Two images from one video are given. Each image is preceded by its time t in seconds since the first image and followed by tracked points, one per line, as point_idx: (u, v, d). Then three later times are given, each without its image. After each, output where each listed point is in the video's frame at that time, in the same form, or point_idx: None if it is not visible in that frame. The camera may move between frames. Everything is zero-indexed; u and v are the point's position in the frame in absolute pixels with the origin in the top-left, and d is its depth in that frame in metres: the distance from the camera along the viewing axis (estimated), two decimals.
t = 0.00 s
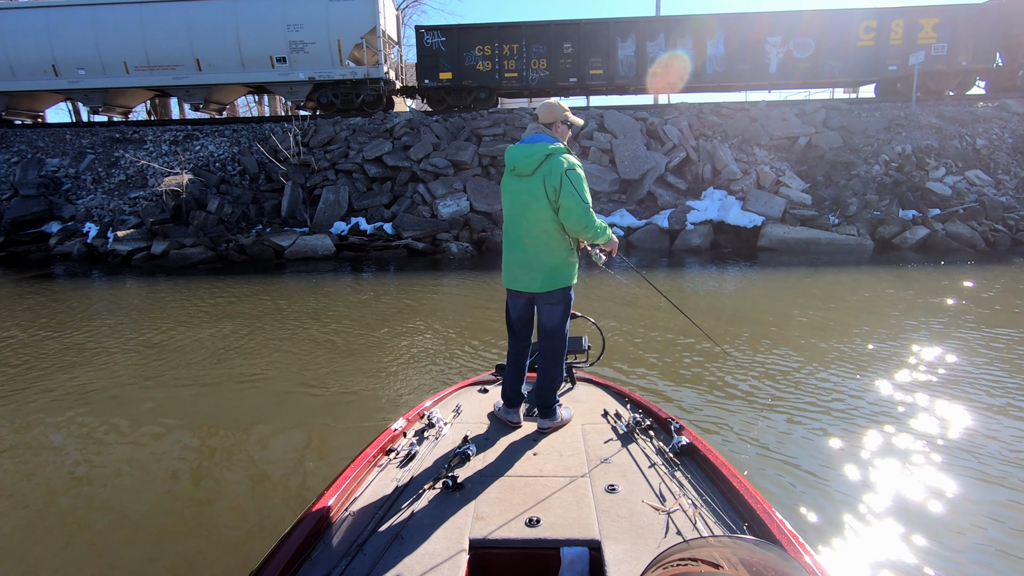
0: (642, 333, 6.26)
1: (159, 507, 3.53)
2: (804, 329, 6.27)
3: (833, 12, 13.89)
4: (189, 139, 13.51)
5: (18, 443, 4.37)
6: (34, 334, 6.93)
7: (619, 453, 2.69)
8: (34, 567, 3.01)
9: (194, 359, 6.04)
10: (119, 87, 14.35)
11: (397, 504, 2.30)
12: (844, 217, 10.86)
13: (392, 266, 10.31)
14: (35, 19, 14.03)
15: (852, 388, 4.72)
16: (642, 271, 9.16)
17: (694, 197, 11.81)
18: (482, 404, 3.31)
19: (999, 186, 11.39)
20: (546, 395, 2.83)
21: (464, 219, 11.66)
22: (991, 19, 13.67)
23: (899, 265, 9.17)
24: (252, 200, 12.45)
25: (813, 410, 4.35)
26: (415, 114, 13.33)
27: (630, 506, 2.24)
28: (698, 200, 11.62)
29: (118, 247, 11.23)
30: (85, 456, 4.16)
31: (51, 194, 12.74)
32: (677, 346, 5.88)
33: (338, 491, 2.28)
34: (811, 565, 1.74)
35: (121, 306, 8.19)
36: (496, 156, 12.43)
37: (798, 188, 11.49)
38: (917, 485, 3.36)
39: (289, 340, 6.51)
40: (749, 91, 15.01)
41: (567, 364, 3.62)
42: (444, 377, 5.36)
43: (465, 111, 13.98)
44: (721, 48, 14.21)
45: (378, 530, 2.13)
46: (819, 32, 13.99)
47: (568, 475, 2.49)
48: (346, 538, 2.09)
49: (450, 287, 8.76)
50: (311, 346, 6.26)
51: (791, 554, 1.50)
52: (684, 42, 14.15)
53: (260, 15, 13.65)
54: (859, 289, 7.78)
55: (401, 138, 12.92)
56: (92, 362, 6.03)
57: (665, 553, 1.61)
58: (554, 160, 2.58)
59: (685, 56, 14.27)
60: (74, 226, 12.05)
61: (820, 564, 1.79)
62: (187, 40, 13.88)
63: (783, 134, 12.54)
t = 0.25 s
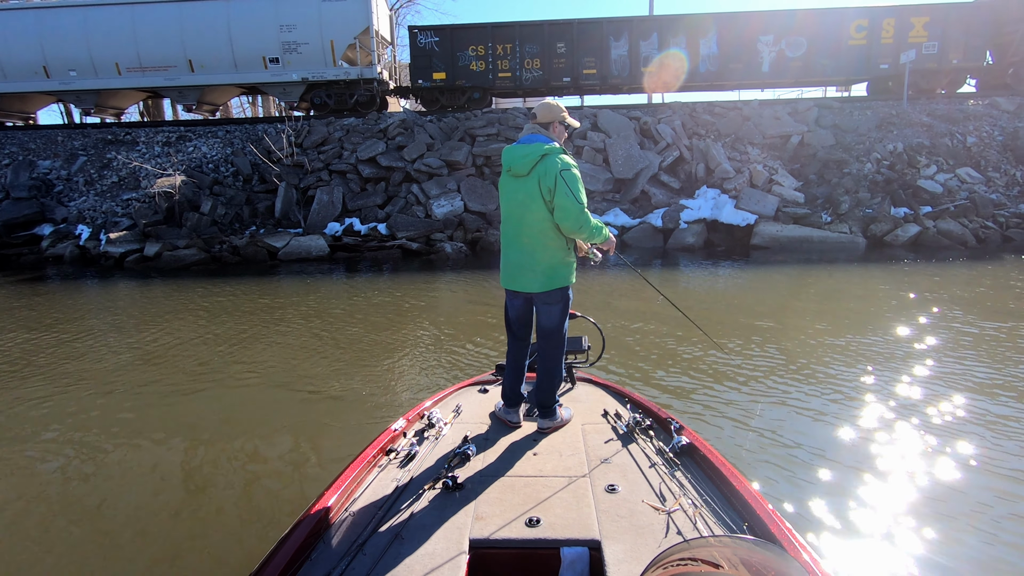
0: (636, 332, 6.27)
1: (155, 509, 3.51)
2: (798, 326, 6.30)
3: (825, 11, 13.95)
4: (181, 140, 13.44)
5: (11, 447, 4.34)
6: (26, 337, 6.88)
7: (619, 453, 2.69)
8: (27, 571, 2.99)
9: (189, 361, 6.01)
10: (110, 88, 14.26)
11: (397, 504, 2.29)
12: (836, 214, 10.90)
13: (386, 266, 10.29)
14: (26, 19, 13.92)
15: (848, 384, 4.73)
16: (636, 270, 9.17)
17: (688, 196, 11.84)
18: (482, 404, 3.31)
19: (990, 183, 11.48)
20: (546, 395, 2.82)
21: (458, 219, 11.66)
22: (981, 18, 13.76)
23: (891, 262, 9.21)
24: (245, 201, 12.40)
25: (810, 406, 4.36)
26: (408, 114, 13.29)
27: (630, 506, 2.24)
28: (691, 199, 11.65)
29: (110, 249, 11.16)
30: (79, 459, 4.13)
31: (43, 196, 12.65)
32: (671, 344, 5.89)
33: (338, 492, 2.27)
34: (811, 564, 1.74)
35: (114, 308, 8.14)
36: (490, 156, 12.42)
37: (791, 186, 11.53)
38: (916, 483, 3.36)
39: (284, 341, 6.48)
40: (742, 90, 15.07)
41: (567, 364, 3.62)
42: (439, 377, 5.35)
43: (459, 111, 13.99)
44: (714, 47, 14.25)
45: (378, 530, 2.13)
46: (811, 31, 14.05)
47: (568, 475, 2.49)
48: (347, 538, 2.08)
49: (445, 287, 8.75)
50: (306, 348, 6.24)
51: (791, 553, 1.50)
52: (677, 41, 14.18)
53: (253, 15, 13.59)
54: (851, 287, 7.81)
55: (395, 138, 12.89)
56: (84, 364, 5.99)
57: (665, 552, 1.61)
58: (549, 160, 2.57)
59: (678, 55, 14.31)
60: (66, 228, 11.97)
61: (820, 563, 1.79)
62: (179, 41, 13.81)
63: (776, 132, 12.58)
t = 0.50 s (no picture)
0: (628, 332, 6.26)
1: (151, 510, 3.49)
2: (790, 325, 6.30)
3: (818, 13, 13.99)
4: (175, 140, 13.40)
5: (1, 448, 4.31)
6: (17, 338, 6.84)
7: (619, 453, 2.69)
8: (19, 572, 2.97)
9: (183, 361, 5.99)
10: (104, 87, 14.21)
11: (397, 504, 2.29)
12: (829, 215, 10.93)
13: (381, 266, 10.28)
14: (18, 18, 13.86)
15: (843, 383, 4.74)
16: (630, 270, 9.18)
17: (682, 196, 11.85)
18: (482, 405, 3.31)
19: (980, 184, 11.54)
20: (546, 395, 2.82)
21: (453, 219, 11.65)
22: (972, 20, 13.82)
23: (883, 262, 9.25)
24: (239, 200, 12.37)
25: (804, 405, 4.37)
26: (403, 114, 13.28)
27: (631, 506, 2.24)
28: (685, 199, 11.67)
29: (103, 249, 11.11)
30: (70, 460, 4.11)
31: (35, 196, 12.57)
32: (663, 343, 5.89)
33: (338, 493, 2.26)
34: (810, 565, 1.74)
35: (106, 308, 8.09)
36: (485, 156, 12.43)
37: (784, 187, 11.56)
38: (913, 481, 3.37)
39: (280, 341, 6.47)
40: (736, 90, 15.10)
41: (567, 364, 3.62)
42: (432, 377, 5.34)
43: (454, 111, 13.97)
44: (707, 48, 14.28)
45: (377, 531, 2.12)
46: (804, 32, 14.09)
47: (568, 475, 2.49)
48: (347, 539, 2.07)
49: (438, 286, 8.75)
50: (302, 347, 6.22)
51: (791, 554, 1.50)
52: (671, 42, 14.19)
53: (247, 14, 13.56)
54: (844, 286, 7.83)
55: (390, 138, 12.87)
56: (76, 365, 5.95)
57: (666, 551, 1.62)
58: (547, 160, 2.57)
59: (672, 55, 14.34)
60: (59, 228, 11.90)
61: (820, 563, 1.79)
62: (173, 40, 13.77)
63: (770, 133, 12.60)
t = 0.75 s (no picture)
0: (621, 332, 6.27)
1: (144, 510, 3.47)
2: (782, 326, 6.32)
3: (812, 15, 14.04)
4: (169, 138, 13.35)
5: None
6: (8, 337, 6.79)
7: (619, 453, 2.70)
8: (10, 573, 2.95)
9: (178, 360, 5.96)
10: (97, 85, 14.13)
11: (397, 505, 2.28)
12: (822, 216, 10.97)
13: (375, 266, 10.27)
14: (10, 15, 13.77)
15: (838, 383, 4.75)
16: (624, 271, 9.19)
17: (676, 197, 11.88)
18: (482, 404, 3.30)
19: (971, 186, 11.62)
20: (546, 395, 2.82)
21: (447, 219, 11.65)
22: (965, 23, 13.90)
23: (875, 263, 9.29)
24: (233, 199, 12.32)
25: (798, 404, 4.38)
26: (398, 114, 13.26)
27: (631, 506, 2.24)
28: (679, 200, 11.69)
29: (96, 248, 11.05)
30: (61, 460, 4.08)
31: (27, 194, 12.50)
32: (655, 343, 5.90)
33: (338, 493, 2.25)
34: (810, 564, 1.75)
35: (98, 307, 8.05)
36: (480, 156, 12.43)
37: (777, 188, 11.60)
38: (910, 479, 3.38)
39: (275, 340, 6.45)
40: (730, 92, 15.13)
41: (568, 364, 3.63)
42: (425, 377, 5.34)
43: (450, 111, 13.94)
44: (702, 49, 14.31)
45: (377, 532, 2.12)
46: (798, 34, 14.13)
47: (568, 475, 2.49)
48: (346, 539, 2.07)
49: (433, 286, 8.74)
50: (297, 347, 6.21)
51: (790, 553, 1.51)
52: (666, 43, 14.22)
53: (242, 13, 13.52)
54: (836, 287, 7.86)
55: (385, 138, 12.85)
56: (67, 364, 5.92)
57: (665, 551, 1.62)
58: (545, 160, 2.57)
59: (667, 57, 14.36)
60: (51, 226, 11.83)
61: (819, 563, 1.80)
62: (168, 38, 13.72)
63: (764, 134, 12.64)
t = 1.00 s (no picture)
0: (614, 332, 6.27)
1: (138, 510, 3.45)
2: (775, 326, 6.34)
3: (805, 17, 14.09)
4: (162, 138, 13.31)
5: None
6: None
7: (620, 453, 2.70)
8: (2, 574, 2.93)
9: (172, 360, 5.94)
10: (90, 83, 14.06)
11: (396, 505, 2.28)
12: (815, 217, 11.01)
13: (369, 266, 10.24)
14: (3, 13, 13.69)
15: (832, 382, 4.76)
16: (618, 271, 9.19)
17: (670, 198, 11.90)
18: (482, 405, 3.30)
19: (963, 188, 11.68)
20: (546, 396, 2.82)
21: (442, 219, 11.63)
22: (957, 26, 13.97)
23: (867, 264, 9.32)
24: (227, 199, 12.28)
25: (793, 402, 4.38)
26: (394, 114, 13.25)
27: (631, 506, 2.24)
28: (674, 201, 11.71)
29: (88, 247, 10.99)
30: (54, 460, 4.06)
31: (20, 193, 12.42)
32: (648, 343, 5.90)
33: (337, 493, 2.25)
34: (809, 563, 1.75)
35: (91, 307, 8.01)
36: (475, 157, 12.43)
37: (771, 189, 11.63)
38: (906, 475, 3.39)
39: (271, 340, 6.43)
40: (725, 93, 15.17)
41: (568, 365, 3.63)
42: (419, 377, 5.33)
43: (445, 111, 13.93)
44: (696, 51, 14.35)
45: (377, 532, 2.11)
46: (792, 36, 14.18)
47: (568, 475, 2.49)
48: (346, 539, 2.06)
49: (427, 287, 8.73)
50: (291, 347, 6.19)
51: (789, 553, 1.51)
52: (661, 44, 14.25)
53: (237, 12, 13.48)
54: (828, 287, 7.89)
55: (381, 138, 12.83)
56: (60, 364, 5.88)
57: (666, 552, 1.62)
58: (545, 159, 2.57)
59: (662, 58, 14.39)
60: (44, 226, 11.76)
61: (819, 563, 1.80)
62: (162, 37, 13.68)
63: (757, 135, 12.67)
